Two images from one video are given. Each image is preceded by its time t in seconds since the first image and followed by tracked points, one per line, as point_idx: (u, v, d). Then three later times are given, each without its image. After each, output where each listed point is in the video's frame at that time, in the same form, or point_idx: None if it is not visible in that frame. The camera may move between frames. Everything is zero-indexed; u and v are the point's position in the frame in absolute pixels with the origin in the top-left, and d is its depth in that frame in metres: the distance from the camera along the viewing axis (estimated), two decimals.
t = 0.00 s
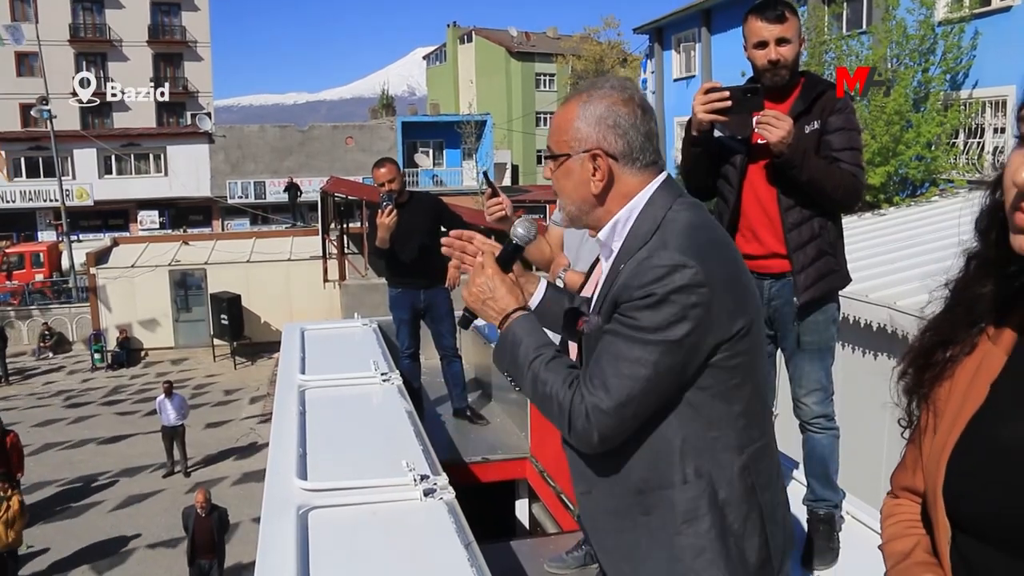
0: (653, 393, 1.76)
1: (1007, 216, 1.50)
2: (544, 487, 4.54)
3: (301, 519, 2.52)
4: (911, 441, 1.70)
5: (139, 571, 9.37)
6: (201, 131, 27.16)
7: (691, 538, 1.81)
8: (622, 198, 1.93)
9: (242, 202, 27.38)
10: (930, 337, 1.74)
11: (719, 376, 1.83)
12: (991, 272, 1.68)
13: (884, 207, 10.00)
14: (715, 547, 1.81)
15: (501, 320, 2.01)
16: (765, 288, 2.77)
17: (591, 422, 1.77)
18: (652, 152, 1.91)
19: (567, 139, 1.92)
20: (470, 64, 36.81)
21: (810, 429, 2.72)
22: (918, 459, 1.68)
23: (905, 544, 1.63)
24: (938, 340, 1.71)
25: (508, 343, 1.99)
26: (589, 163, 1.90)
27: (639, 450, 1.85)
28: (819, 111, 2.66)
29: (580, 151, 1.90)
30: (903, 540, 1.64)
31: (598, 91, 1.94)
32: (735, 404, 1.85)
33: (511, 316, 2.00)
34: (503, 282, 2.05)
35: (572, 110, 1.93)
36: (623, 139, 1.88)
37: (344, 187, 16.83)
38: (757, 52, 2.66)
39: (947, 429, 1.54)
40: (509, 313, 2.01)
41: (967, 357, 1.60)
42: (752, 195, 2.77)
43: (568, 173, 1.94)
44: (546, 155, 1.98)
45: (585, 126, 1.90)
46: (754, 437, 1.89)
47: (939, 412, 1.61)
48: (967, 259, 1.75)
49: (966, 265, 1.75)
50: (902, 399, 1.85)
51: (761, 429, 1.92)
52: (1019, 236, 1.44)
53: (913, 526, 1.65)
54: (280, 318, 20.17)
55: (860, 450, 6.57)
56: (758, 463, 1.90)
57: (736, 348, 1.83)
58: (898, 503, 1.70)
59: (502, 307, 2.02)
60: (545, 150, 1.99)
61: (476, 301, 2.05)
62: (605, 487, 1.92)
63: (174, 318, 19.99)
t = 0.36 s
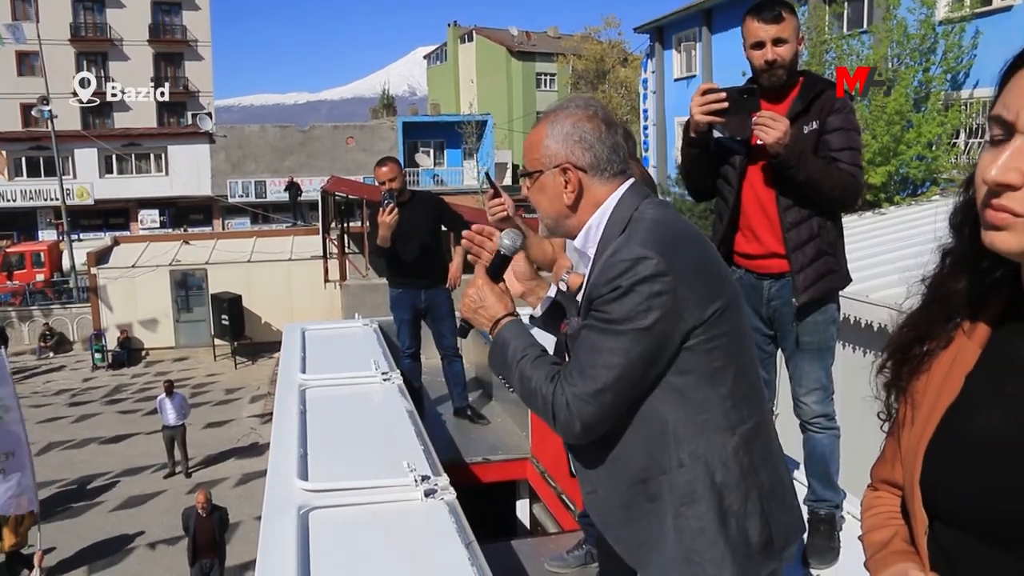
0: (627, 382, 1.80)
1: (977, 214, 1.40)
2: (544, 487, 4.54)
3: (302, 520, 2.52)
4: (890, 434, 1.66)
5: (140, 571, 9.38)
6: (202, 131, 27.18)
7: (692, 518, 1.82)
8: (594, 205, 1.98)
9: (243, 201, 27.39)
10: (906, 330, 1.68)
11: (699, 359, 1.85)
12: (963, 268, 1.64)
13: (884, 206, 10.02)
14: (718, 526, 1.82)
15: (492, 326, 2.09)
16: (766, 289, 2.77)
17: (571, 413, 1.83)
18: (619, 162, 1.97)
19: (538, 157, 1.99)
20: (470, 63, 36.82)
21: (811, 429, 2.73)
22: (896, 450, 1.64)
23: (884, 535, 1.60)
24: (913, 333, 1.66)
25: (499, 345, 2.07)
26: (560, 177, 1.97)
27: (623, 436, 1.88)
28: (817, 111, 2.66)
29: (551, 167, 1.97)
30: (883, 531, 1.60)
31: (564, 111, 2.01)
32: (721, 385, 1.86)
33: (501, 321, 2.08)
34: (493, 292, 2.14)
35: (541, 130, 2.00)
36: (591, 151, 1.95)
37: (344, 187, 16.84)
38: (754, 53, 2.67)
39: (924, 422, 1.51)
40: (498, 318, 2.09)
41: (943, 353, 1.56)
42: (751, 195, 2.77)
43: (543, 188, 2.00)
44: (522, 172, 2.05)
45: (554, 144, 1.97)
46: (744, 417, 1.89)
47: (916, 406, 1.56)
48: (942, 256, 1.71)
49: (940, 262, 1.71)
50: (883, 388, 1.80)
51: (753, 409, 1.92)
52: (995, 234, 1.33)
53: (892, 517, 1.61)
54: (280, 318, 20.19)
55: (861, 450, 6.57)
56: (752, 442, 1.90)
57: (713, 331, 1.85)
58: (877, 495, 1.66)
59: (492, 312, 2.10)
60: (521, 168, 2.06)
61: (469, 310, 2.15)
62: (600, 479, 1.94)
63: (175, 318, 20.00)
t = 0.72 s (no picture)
0: (619, 378, 1.79)
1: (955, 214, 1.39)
2: (544, 486, 4.54)
3: (302, 519, 2.51)
4: (881, 429, 1.64)
5: (140, 570, 9.39)
6: (202, 131, 27.20)
7: (690, 511, 1.82)
8: (578, 209, 1.98)
9: (243, 201, 27.39)
10: (892, 329, 1.68)
11: (688, 351, 1.84)
12: (945, 266, 1.63)
13: (884, 206, 10.03)
14: (714, 518, 1.82)
15: (486, 330, 2.10)
16: (766, 289, 2.77)
17: (568, 412, 1.82)
18: (602, 167, 1.99)
19: (523, 165, 2.00)
20: (471, 63, 36.81)
21: (811, 429, 2.73)
22: (885, 443, 1.63)
23: (873, 528, 1.59)
24: (901, 329, 1.65)
25: (494, 348, 2.07)
26: (545, 183, 1.97)
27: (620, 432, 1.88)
28: (817, 111, 2.66)
29: (536, 174, 1.98)
30: (871, 524, 1.60)
31: (546, 119, 2.02)
32: (712, 376, 1.86)
33: (495, 325, 2.09)
34: (485, 297, 2.14)
35: (525, 139, 2.01)
36: (574, 158, 1.96)
37: (344, 186, 16.83)
38: (751, 54, 2.68)
39: (906, 417, 1.52)
40: (492, 322, 2.10)
41: (927, 349, 1.56)
42: (751, 195, 2.77)
43: (527, 196, 2.01)
44: (507, 180, 2.05)
45: (538, 151, 1.98)
46: (737, 408, 1.88)
47: (903, 401, 1.56)
48: (927, 254, 1.70)
49: (927, 261, 1.70)
50: (874, 384, 1.80)
51: (746, 400, 1.91)
52: (970, 233, 1.33)
53: (882, 510, 1.61)
54: (280, 318, 20.17)
55: (862, 451, 6.56)
56: (745, 432, 1.90)
57: (701, 323, 1.85)
58: (869, 487, 1.67)
59: (485, 317, 2.10)
60: (506, 175, 2.06)
61: (463, 315, 2.15)
62: (599, 476, 1.93)
63: (175, 318, 19.98)
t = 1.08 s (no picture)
0: (650, 373, 1.79)
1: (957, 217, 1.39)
2: (545, 486, 4.54)
3: (302, 519, 2.52)
4: (883, 435, 1.64)
5: (140, 570, 9.39)
6: (202, 131, 27.19)
7: (701, 509, 1.83)
8: (580, 207, 1.99)
9: (243, 201, 27.38)
10: (895, 336, 1.68)
11: (705, 339, 1.87)
12: (948, 271, 1.63)
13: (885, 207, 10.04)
14: (728, 515, 1.83)
15: (494, 345, 2.05)
16: (766, 289, 2.78)
17: (606, 417, 1.79)
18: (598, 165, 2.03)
19: (522, 166, 1.97)
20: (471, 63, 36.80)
21: (811, 429, 2.73)
22: (886, 450, 1.63)
23: (877, 536, 1.59)
24: (904, 337, 1.65)
25: (508, 362, 2.01)
26: (551, 181, 1.96)
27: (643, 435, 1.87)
28: (818, 111, 2.66)
29: (540, 173, 1.96)
30: (873, 532, 1.60)
31: (536, 120, 2.03)
32: (716, 372, 1.88)
33: (503, 337, 2.04)
34: (488, 310, 2.09)
35: (519, 140, 2.00)
36: (574, 154, 1.98)
37: (344, 187, 16.83)
38: (749, 55, 2.69)
39: (909, 424, 1.51)
40: (500, 335, 2.05)
41: (930, 354, 1.55)
42: (751, 195, 2.78)
43: (530, 198, 1.98)
44: (502, 186, 2.02)
45: (537, 151, 1.97)
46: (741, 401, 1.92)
47: (904, 408, 1.56)
48: (928, 260, 1.70)
49: (927, 266, 1.70)
50: (874, 390, 1.79)
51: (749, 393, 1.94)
52: (975, 234, 1.32)
53: (883, 517, 1.60)
54: (280, 317, 20.17)
55: (862, 452, 6.56)
56: (749, 426, 1.93)
57: (712, 316, 1.88)
58: (871, 494, 1.66)
59: (490, 330, 2.06)
60: (499, 182, 2.02)
61: (466, 332, 2.09)
62: (610, 481, 1.92)
63: (175, 318, 19.97)
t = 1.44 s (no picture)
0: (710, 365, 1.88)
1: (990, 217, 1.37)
2: (544, 486, 4.54)
3: (302, 518, 2.52)
4: (899, 443, 1.64)
5: (140, 570, 9.39)
6: (202, 131, 27.18)
7: (743, 495, 1.96)
8: (595, 205, 2.05)
9: (243, 201, 27.37)
10: (914, 341, 1.67)
11: (733, 335, 2.00)
12: (978, 275, 1.60)
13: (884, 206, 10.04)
14: (763, 498, 1.99)
15: (533, 359, 1.89)
16: (766, 289, 2.77)
17: (681, 415, 1.83)
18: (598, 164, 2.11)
19: (541, 166, 1.97)
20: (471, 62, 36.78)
21: (810, 429, 2.72)
22: (906, 461, 1.61)
23: (896, 548, 1.57)
24: (925, 343, 1.64)
25: (554, 374, 1.87)
26: (571, 178, 1.99)
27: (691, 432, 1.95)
28: (818, 111, 2.66)
29: (560, 172, 1.98)
30: (892, 544, 1.58)
31: (532, 124, 2.04)
32: (742, 365, 2.02)
33: (544, 345, 1.90)
34: (516, 317, 1.93)
35: (530, 143, 1.99)
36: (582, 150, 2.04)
37: (344, 187, 16.81)
38: (747, 55, 2.69)
39: (931, 438, 1.48)
40: (541, 343, 1.90)
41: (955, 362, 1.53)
42: (750, 194, 2.78)
43: (554, 200, 1.98)
44: (521, 192, 1.97)
45: (552, 149, 1.99)
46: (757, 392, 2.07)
47: (926, 416, 1.54)
48: (954, 263, 1.67)
49: (954, 268, 1.67)
50: (889, 398, 1.79)
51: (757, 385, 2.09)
52: (1010, 236, 1.29)
53: (904, 529, 1.58)
54: (280, 317, 20.17)
55: (862, 451, 6.54)
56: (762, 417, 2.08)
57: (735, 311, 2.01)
58: (886, 505, 1.64)
59: (529, 342, 1.90)
60: (517, 189, 1.97)
61: (500, 344, 1.91)
62: (650, 484, 1.94)
63: (175, 318, 19.97)
